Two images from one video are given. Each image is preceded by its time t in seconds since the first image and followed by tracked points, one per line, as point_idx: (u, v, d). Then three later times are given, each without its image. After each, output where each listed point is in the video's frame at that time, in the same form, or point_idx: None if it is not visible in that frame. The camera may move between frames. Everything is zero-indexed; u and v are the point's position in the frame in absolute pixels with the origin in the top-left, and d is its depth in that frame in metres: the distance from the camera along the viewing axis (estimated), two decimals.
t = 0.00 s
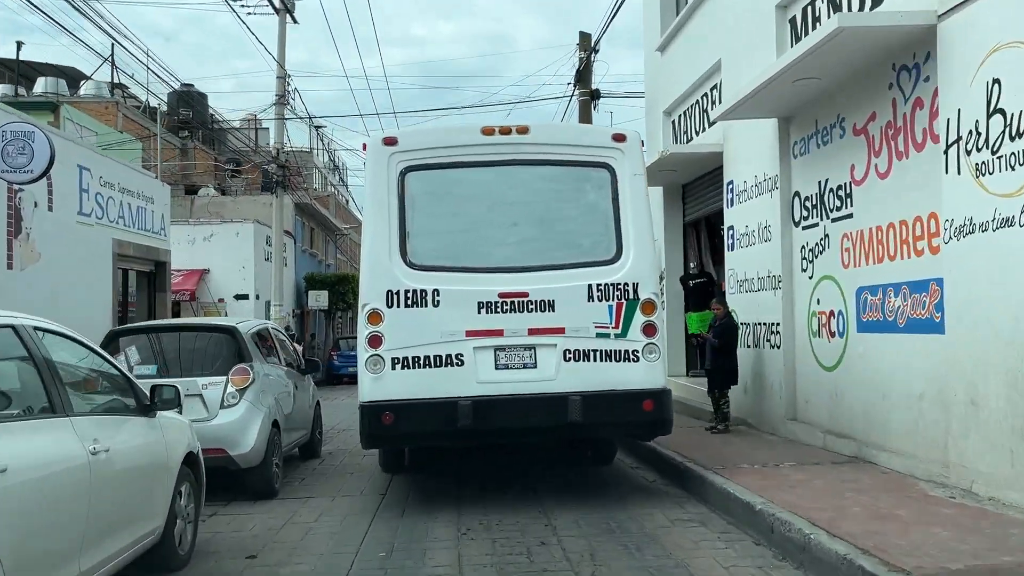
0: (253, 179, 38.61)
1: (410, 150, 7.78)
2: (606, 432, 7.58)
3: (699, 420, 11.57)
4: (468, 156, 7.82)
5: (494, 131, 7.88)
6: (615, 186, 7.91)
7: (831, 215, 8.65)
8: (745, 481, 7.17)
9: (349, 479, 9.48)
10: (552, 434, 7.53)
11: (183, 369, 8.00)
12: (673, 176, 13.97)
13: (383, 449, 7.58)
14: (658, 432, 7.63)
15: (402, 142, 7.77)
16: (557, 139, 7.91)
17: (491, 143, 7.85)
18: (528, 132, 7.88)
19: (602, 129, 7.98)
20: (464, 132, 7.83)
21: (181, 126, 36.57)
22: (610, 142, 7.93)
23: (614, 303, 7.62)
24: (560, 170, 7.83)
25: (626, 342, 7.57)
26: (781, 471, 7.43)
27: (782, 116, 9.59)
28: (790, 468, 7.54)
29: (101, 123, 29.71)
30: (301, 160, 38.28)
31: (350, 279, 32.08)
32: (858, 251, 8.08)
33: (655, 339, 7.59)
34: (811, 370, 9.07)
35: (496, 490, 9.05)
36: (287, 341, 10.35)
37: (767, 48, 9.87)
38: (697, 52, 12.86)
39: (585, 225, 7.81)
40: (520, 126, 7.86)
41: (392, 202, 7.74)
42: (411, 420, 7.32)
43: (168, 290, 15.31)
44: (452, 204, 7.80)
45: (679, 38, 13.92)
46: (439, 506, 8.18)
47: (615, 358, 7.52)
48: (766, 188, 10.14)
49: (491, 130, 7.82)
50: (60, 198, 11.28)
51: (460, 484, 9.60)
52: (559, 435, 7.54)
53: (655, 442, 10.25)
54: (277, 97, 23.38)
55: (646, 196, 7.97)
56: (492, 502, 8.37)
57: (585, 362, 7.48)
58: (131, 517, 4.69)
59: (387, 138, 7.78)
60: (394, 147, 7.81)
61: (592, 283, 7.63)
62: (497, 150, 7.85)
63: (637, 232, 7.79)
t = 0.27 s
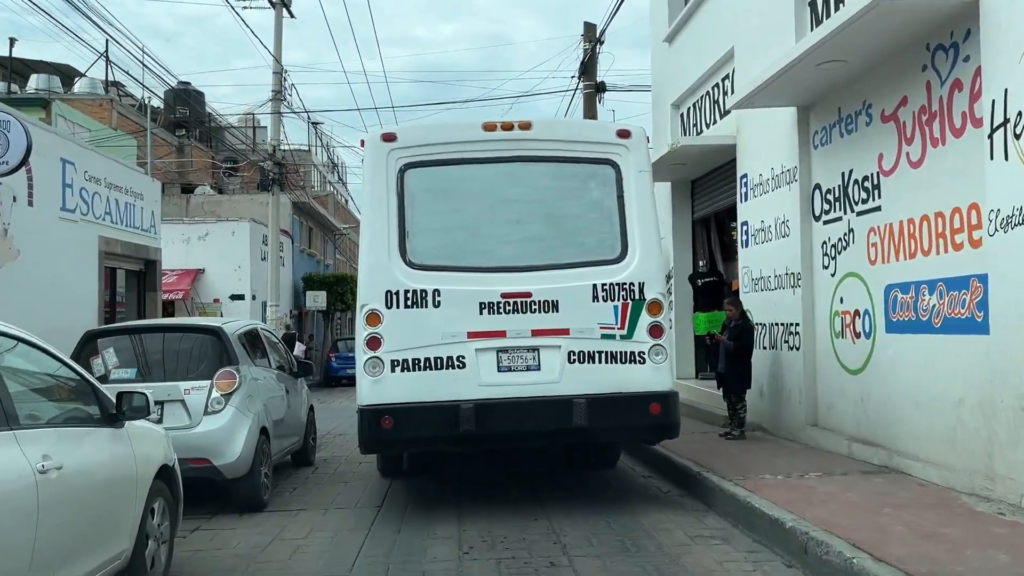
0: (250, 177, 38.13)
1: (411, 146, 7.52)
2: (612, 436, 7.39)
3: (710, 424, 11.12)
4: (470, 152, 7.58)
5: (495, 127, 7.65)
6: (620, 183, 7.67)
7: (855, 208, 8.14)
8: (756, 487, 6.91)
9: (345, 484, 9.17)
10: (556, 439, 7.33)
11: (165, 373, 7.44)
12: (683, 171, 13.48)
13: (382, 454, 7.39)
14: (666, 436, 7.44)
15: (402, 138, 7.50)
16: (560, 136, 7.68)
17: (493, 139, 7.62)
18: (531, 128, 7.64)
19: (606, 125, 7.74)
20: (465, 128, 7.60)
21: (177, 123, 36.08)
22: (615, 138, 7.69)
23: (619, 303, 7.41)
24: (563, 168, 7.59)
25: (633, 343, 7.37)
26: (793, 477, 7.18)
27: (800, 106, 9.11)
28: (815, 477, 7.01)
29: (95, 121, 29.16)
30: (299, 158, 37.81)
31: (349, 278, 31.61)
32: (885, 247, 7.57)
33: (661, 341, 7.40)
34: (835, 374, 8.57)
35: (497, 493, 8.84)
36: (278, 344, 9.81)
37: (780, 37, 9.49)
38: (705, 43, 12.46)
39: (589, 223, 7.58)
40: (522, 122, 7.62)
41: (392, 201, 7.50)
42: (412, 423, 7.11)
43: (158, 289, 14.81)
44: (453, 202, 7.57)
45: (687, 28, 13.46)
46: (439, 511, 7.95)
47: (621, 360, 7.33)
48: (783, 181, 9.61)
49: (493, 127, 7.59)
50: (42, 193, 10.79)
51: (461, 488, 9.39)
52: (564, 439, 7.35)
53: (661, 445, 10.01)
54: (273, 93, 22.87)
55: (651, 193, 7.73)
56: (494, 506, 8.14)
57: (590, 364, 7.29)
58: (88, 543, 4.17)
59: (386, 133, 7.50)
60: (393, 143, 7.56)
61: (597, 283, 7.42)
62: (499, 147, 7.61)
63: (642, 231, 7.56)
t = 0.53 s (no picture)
0: (246, 177, 37.58)
1: (409, 143, 7.46)
2: (615, 439, 7.26)
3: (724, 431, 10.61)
4: (469, 149, 7.51)
5: (494, 124, 7.60)
6: (622, 179, 7.64)
7: (882, 199, 7.64)
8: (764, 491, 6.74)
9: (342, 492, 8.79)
10: (558, 443, 7.18)
11: (146, 376, 6.92)
12: (695, 165, 12.96)
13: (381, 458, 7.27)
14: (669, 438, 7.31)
15: (400, 135, 7.44)
16: (561, 132, 7.62)
17: (492, 135, 7.57)
18: (531, 124, 7.58)
19: (608, 121, 7.70)
20: (464, 125, 7.53)
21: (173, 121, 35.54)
22: (617, 134, 7.65)
23: (622, 303, 7.32)
24: (564, 165, 7.54)
25: (636, 344, 7.25)
26: (800, 480, 7.05)
27: (821, 94, 8.63)
28: (845, 489, 6.47)
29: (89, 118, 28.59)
30: (296, 158, 37.29)
31: (347, 279, 31.08)
32: (916, 242, 7.06)
33: (665, 340, 7.29)
34: (858, 377, 8.09)
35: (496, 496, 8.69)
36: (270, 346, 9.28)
37: (789, 29, 9.22)
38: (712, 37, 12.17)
39: (590, 221, 7.52)
40: (521, 118, 7.56)
41: (389, 198, 7.42)
42: (412, 427, 6.98)
43: (147, 290, 14.29)
44: (452, 199, 7.49)
45: (694, 17, 13.04)
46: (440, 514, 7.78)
47: (625, 360, 7.21)
48: (800, 173, 9.14)
49: (492, 122, 7.54)
50: (21, 186, 10.27)
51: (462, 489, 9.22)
52: (567, 442, 7.20)
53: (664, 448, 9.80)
54: (269, 89, 22.36)
55: (654, 190, 7.70)
56: (494, 509, 7.95)
57: (593, 365, 7.16)
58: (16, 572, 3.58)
59: (384, 130, 7.44)
60: (391, 140, 7.51)
61: (599, 283, 7.34)
62: (498, 143, 7.55)
63: (645, 228, 7.51)
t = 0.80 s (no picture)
0: (245, 176, 37.10)
1: (409, 140, 7.27)
2: (618, 442, 7.07)
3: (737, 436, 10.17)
4: (470, 146, 7.30)
5: (496, 120, 7.37)
6: (626, 178, 7.43)
7: (910, 190, 7.16)
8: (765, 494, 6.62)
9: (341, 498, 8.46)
10: (560, 445, 7.00)
11: (126, 379, 6.45)
12: (705, 159, 12.48)
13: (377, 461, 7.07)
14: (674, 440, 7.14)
15: (400, 132, 7.25)
16: (563, 129, 7.41)
17: (494, 133, 7.34)
18: (533, 121, 7.38)
19: (611, 118, 7.47)
20: (465, 121, 7.31)
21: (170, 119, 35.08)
22: (619, 131, 7.42)
23: (626, 303, 7.14)
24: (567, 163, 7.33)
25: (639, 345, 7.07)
26: (807, 485, 6.87)
27: (844, 80, 8.13)
28: (878, 502, 5.94)
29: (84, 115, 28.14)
30: (295, 156, 36.80)
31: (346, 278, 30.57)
32: (950, 235, 6.57)
33: (670, 341, 7.11)
34: (883, 380, 7.62)
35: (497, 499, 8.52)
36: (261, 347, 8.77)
37: (801, 20, 8.92)
38: (720, 29, 11.83)
39: (592, 220, 7.33)
40: (523, 115, 7.36)
41: (389, 197, 7.22)
42: (411, 430, 6.79)
43: (138, 289, 13.82)
44: (452, 198, 7.28)
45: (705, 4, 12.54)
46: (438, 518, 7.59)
47: (628, 362, 7.03)
48: (820, 165, 8.64)
49: (494, 119, 7.31)
50: None
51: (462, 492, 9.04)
52: (568, 446, 7.02)
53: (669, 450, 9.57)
54: (265, 85, 21.84)
55: (658, 188, 7.49)
56: (494, 513, 7.75)
57: (595, 366, 6.98)
58: None
59: (383, 127, 7.25)
60: (391, 137, 7.31)
61: (602, 283, 7.14)
62: (500, 140, 7.34)
63: (649, 227, 7.32)
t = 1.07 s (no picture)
0: (242, 174, 36.62)
1: (409, 136, 7.12)
2: (619, 444, 6.95)
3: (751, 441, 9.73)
4: (470, 143, 7.15)
5: (496, 117, 7.21)
6: (628, 176, 7.27)
7: (944, 178, 6.68)
8: (772, 497, 6.41)
9: (337, 504, 8.12)
10: (562, 446, 6.89)
11: (104, 383, 5.95)
12: (716, 151, 12.00)
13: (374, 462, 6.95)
14: (677, 441, 7.03)
15: (399, 128, 7.11)
16: (565, 126, 7.26)
17: (494, 129, 7.18)
18: (535, 117, 7.23)
19: (614, 115, 7.31)
20: (464, 118, 7.17)
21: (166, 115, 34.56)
22: (622, 128, 7.26)
23: (628, 303, 7.00)
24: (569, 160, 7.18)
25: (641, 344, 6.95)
26: (815, 488, 6.70)
27: (868, 63, 7.66)
28: (917, 517, 5.49)
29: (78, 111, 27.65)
30: (294, 154, 36.33)
31: (344, 277, 30.07)
32: (990, 227, 6.09)
33: (672, 341, 6.99)
34: (912, 382, 7.13)
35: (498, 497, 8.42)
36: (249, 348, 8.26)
37: (811, 11, 8.65)
38: (727, 22, 11.55)
39: (594, 218, 7.19)
40: (525, 112, 7.22)
41: (388, 194, 7.08)
42: (411, 430, 6.67)
43: (126, 288, 13.34)
44: (452, 195, 7.12)
45: None
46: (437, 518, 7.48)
47: (630, 361, 6.91)
48: (841, 155, 8.17)
49: (495, 116, 7.14)
50: None
51: (461, 491, 8.90)
52: (569, 447, 6.91)
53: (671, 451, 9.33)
54: (261, 80, 21.32)
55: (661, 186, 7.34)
56: (492, 513, 7.65)
57: (597, 366, 6.86)
58: None
59: (383, 123, 7.12)
60: (390, 133, 7.17)
61: (604, 282, 7.01)
62: (501, 137, 7.19)
63: (652, 224, 7.17)
